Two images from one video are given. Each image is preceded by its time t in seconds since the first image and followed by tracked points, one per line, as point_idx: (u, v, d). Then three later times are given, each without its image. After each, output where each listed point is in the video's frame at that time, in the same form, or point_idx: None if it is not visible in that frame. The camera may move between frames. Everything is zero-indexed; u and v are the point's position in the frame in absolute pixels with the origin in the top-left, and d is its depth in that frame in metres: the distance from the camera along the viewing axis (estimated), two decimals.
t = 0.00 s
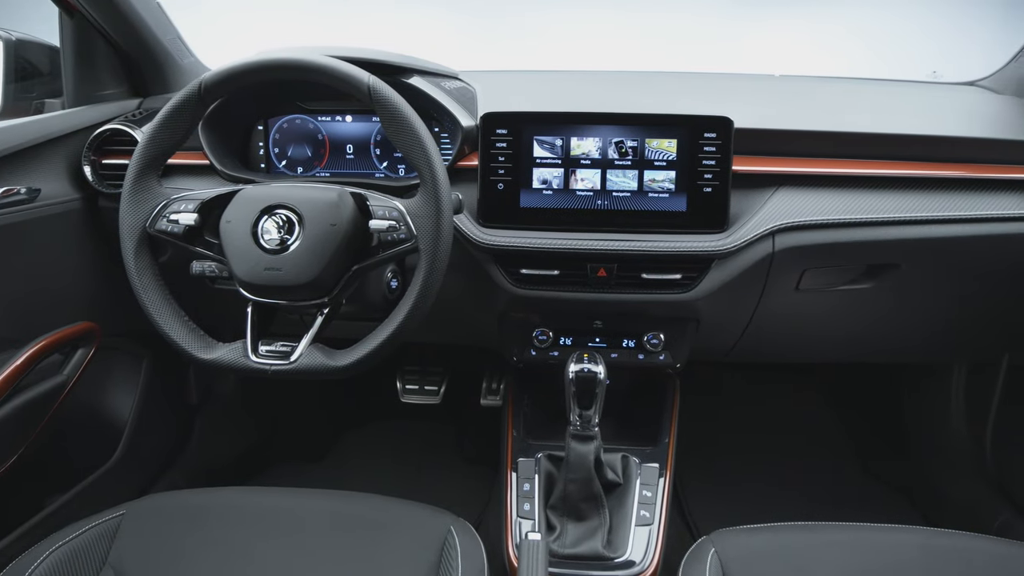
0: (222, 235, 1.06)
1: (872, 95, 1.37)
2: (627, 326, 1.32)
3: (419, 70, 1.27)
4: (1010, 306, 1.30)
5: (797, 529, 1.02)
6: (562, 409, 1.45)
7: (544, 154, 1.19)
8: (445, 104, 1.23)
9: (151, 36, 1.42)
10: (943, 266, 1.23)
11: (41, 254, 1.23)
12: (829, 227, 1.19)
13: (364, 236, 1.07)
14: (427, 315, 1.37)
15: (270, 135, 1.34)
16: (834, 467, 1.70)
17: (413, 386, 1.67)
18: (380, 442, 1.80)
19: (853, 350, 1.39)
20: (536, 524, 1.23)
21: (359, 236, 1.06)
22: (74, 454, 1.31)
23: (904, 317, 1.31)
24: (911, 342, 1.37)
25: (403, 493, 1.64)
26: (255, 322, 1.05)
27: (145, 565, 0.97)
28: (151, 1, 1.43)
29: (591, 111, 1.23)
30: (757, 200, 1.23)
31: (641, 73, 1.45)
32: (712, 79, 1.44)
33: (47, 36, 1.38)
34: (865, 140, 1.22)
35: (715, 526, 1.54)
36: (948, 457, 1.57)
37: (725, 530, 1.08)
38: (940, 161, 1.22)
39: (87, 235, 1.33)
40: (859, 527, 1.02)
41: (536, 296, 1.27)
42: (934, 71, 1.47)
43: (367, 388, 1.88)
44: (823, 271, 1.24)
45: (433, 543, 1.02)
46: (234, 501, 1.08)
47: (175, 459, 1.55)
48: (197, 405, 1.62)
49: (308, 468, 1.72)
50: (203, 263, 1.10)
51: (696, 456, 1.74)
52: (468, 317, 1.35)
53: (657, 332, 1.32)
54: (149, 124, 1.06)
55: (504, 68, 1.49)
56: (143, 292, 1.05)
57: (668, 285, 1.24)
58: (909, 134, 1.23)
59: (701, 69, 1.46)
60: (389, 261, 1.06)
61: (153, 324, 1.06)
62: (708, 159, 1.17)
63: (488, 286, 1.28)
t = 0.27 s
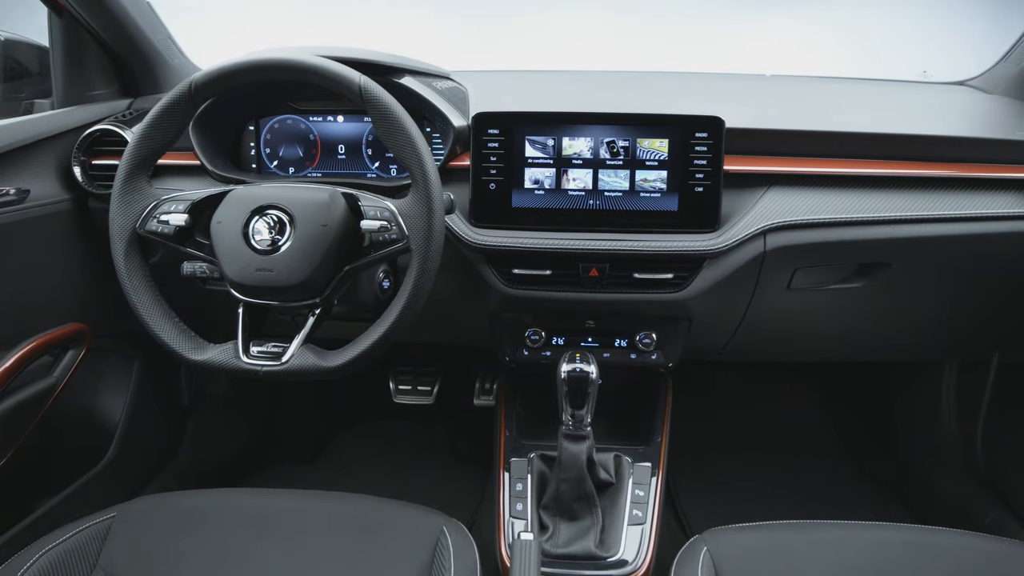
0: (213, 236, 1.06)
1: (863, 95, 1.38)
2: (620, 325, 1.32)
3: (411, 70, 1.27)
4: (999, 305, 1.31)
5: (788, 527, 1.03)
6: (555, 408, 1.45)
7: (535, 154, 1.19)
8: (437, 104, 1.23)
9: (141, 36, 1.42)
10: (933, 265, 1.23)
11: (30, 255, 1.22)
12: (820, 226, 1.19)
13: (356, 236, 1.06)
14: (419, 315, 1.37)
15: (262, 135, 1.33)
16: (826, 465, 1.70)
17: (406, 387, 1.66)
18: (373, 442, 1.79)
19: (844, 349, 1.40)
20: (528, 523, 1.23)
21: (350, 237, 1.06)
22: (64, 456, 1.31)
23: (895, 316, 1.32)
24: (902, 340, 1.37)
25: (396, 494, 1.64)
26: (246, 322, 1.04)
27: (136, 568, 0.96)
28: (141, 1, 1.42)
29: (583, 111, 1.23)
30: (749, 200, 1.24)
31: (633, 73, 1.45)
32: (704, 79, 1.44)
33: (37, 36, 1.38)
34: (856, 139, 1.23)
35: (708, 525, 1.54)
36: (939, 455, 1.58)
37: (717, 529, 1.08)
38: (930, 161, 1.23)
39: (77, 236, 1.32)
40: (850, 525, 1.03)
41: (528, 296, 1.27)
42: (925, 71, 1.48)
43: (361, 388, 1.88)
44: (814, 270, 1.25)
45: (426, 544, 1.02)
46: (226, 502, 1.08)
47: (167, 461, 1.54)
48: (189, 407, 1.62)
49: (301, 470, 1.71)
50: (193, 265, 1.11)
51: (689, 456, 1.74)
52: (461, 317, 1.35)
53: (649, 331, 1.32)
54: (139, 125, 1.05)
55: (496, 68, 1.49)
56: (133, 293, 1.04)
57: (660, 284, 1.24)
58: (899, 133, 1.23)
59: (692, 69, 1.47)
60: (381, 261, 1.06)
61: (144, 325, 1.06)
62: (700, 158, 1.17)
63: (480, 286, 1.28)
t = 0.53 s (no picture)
0: (204, 237, 1.05)
1: (854, 95, 1.38)
2: (612, 325, 1.32)
3: (403, 70, 1.27)
4: (989, 304, 1.31)
5: (780, 526, 1.03)
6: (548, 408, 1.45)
7: (527, 154, 1.19)
8: (428, 104, 1.23)
9: (132, 36, 1.41)
10: (924, 264, 1.24)
11: (20, 257, 1.22)
12: (811, 226, 1.20)
13: (348, 236, 1.06)
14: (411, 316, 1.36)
15: (253, 136, 1.33)
16: (819, 464, 1.71)
17: (399, 387, 1.68)
18: (366, 443, 1.79)
19: (836, 348, 1.40)
20: (521, 523, 1.23)
21: (342, 237, 1.06)
22: (54, 459, 1.30)
23: (886, 315, 1.32)
24: (893, 339, 1.38)
25: (389, 494, 1.63)
26: (238, 323, 1.04)
27: (127, 570, 0.96)
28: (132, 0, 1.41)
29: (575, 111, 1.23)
30: (740, 199, 1.24)
31: (625, 73, 1.45)
32: (696, 79, 1.44)
33: (26, 36, 1.37)
34: (847, 139, 1.23)
35: (701, 524, 1.55)
36: (931, 453, 1.59)
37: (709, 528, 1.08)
38: (921, 160, 1.24)
39: (67, 237, 1.31)
40: (842, 523, 1.03)
41: (520, 296, 1.27)
42: (916, 71, 1.49)
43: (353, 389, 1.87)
44: (806, 269, 1.25)
45: (419, 544, 1.02)
46: (217, 504, 1.07)
47: (159, 463, 1.54)
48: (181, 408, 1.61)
49: (294, 471, 1.71)
50: (185, 265, 1.11)
51: (682, 455, 1.75)
52: (453, 317, 1.35)
53: (641, 331, 1.32)
54: (129, 125, 1.05)
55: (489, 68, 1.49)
56: (124, 294, 1.04)
57: (652, 284, 1.25)
58: (890, 133, 1.23)
59: (684, 69, 1.47)
60: (373, 261, 1.06)
61: (134, 326, 1.05)
62: (691, 158, 1.17)
63: (473, 286, 1.28)
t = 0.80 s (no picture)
0: (192, 237, 1.05)
1: (842, 94, 1.39)
2: (603, 325, 1.32)
3: (392, 70, 1.26)
4: (976, 302, 1.32)
5: (770, 524, 1.03)
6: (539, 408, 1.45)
7: (517, 154, 1.19)
8: (418, 104, 1.23)
9: (119, 36, 1.40)
10: (912, 263, 1.24)
11: (7, 258, 1.21)
12: (799, 225, 1.20)
13: (337, 237, 1.06)
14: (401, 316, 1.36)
15: (242, 136, 1.32)
16: (809, 462, 1.72)
17: (390, 388, 1.70)
18: (357, 444, 1.78)
19: (826, 346, 1.41)
20: (512, 523, 1.23)
21: (331, 237, 1.05)
22: (42, 462, 1.29)
23: (874, 314, 1.33)
24: (882, 337, 1.39)
25: (380, 495, 1.63)
26: (226, 325, 1.04)
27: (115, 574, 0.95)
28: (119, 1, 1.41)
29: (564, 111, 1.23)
30: (730, 198, 1.24)
31: (614, 72, 1.45)
32: (685, 78, 1.44)
33: (11, 35, 1.36)
34: (835, 138, 1.24)
35: (692, 522, 1.55)
36: (920, 450, 1.60)
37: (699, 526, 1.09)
38: (908, 159, 1.24)
39: (54, 239, 1.31)
40: (831, 522, 1.03)
41: (511, 296, 1.27)
42: (903, 71, 1.49)
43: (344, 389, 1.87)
44: (795, 268, 1.25)
45: (409, 545, 1.02)
46: (207, 506, 1.07)
47: (148, 465, 1.53)
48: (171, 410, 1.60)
49: (285, 472, 1.70)
50: (174, 266, 1.10)
51: (673, 454, 1.75)
52: (444, 317, 1.34)
53: (632, 331, 1.32)
54: (116, 126, 1.04)
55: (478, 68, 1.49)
56: (111, 295, 1.03)
57: (642, 283, 1.25)
58: (878, 132, 1.24)
59: (673, 68, 1.47)
60: (363, 262, 1.06)
61: (122, 328, 1.04)
62: (681, 158, 1.17)
63: (463, 286, 1.28)
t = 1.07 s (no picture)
0: (179, 238, 1.04)
1: (830, 93, 1.39)
2: (592, 324, 1.32)
3: (380, 70, 1.26)
4: (962, 300, 1.33)
5: (759, 522, 1.04)
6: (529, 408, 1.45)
7: (506, 154, 1.19)
8: (407, 104, 1.23)
9: (105, 36, 1.40)
10: (899, 261, 1.25)
11: None
12: (787, 224, 1.21)
13: (325, 237, 1.06)
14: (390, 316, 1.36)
15: (230, 137, 1.32)
16: (799, 461, 1.72)
17: (380, 389, 1.66)
18: (348, 446, 1.78)
19: (814, 345, 1.41)
20: (502, 523, 1.23)
21: (319, 238, 1.05)
22: (29, 465, 1.28)
23: (862, 312, 1.34)
24: (870, 335, 1.39)
25: (371, 497, 1.63)
26: (214, 326, 1.03)
27: None
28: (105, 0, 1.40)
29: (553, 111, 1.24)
30: (719, 198, 1.25)
31: (603, 72, 1.45)
32: (674, 78, 1.44)
33: None
34: (823, 138, 1.24)
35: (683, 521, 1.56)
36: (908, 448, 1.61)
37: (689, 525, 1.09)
38: (895, 158, 1.25)
39: (41, 241, 1.30)
40: (820, 519, 1.04)
41: (500, 296, 1.27)
42: (889, 71, 1.50)
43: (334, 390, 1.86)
44: (783, 267, 1.26)
45: (400, 546, 1.02)
46: (195, 508, 1.06)
47: (137, 467, 1.52)
48: (160, 412, 1.60)
49: (275, 474, 1.70)
50: (161, 267, 1.09)
51: (664, 453, 1.75)
52: (433, 317, 1.34)
53: (621, 330, 1.32)
54: (102, 127, 1.03)
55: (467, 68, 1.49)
56: (98, 297, 1.03)
57: (632, 283, 1.25)
58: (865, 131, 1.25)
59: (662, 67, 1.47)
60: (351, 263, 1.06)
61: (109, 330, 1.04)
62: (669, 157, 1.18)
63: (452, 287, 1.27)
